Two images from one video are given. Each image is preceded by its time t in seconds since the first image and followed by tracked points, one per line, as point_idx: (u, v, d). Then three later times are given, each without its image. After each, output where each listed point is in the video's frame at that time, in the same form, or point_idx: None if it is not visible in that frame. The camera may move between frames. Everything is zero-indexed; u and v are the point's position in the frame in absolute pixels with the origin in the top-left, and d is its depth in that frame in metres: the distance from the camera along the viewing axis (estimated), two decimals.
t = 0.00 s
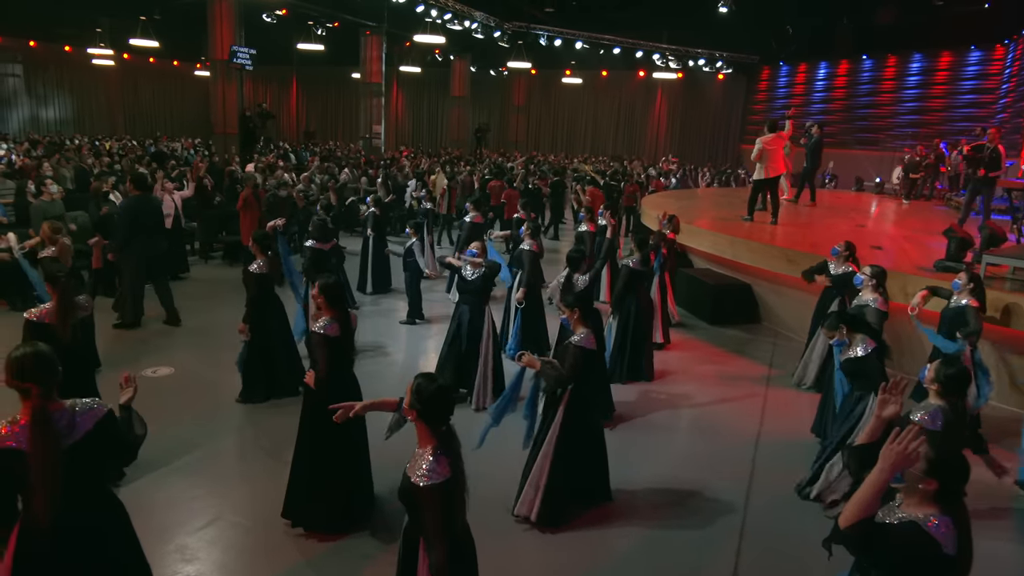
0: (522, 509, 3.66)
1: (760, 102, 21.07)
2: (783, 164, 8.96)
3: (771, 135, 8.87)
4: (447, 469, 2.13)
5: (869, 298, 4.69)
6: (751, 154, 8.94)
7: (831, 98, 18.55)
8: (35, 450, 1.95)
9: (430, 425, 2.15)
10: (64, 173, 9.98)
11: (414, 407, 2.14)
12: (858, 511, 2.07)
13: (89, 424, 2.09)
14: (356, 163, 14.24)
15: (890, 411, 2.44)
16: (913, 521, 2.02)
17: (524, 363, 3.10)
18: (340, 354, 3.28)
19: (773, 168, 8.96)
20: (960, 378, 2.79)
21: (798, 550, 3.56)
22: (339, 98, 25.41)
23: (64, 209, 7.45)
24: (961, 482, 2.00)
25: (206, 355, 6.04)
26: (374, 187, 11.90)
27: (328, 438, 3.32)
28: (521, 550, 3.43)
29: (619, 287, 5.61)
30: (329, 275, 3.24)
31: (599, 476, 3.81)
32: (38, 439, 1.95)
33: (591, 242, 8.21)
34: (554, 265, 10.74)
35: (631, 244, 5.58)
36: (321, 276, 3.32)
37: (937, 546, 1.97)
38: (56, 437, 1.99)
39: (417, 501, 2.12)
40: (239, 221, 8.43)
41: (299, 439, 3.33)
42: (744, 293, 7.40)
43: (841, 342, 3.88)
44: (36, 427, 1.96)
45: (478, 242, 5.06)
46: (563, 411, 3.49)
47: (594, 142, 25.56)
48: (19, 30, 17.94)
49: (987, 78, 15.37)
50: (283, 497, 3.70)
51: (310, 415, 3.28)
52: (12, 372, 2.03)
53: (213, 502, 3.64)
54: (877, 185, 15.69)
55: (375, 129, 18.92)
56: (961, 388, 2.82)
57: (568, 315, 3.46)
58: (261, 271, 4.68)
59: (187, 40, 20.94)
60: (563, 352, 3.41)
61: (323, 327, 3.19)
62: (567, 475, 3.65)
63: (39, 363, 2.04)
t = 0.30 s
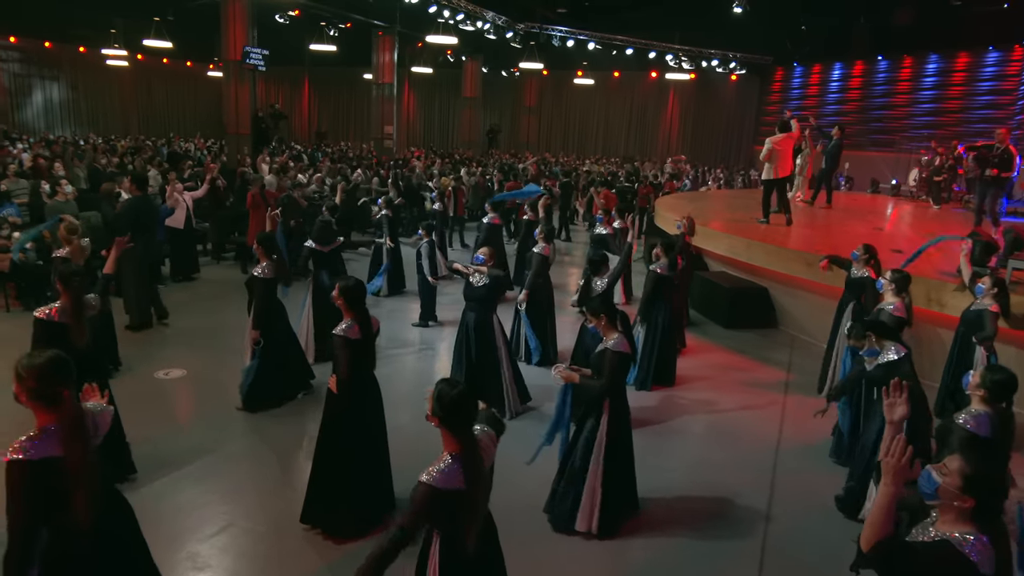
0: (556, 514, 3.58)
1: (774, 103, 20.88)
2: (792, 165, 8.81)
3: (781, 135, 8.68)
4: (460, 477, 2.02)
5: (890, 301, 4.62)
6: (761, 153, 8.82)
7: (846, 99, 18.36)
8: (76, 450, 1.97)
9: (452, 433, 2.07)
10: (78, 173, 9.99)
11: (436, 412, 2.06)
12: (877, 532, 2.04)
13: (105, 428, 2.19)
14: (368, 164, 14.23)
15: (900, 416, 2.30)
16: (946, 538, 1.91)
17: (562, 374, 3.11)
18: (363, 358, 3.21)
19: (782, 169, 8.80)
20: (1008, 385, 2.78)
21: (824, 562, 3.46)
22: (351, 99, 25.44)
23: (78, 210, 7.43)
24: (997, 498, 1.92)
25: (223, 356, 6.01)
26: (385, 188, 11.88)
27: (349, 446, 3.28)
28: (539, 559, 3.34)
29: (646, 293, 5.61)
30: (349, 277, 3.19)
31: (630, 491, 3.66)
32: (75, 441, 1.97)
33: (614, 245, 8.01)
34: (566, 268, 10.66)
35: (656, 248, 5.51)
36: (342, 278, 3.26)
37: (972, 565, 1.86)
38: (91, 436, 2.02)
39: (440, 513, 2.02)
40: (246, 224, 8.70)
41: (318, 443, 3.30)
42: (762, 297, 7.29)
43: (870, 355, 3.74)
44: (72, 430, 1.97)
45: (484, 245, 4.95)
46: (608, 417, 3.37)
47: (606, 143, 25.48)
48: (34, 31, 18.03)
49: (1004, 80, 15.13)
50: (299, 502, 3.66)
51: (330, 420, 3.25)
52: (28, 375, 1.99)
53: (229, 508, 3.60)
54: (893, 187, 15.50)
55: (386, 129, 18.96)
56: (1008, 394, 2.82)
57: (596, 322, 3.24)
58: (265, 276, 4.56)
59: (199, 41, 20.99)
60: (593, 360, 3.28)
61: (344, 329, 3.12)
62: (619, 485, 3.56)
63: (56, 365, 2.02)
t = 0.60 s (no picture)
0: (617, 535, 3.42)
1: (787, 103, 20.70)
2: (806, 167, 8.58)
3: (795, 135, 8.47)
4: (484, 484, 1.95)
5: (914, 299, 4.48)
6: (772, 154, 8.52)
7: (861, 100, 18.18)
8: (81, 460, 2.01)
9: (488, 436, 1.97)
10: (92, 174, 10.02)
11: (471, 416, 1.97)
12: (900, 545, 1.97)
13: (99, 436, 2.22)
14: (380, 165, 14.23)
15: (912, 415, 2.40)
16: (972, 551, 1.83)
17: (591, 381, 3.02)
18: (381, 362, 3.18)
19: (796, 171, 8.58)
20: None
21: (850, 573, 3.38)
22: (363, 99, 25.47)
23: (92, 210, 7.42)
24: None
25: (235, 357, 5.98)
26: (396, 188, 11.84)
27: (368, 453, 3.23)
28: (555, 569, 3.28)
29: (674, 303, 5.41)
30: (367, 281, 3.15)
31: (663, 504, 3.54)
32: (77, 451, 2.01)
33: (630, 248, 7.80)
34: (578, 269, 10.61)
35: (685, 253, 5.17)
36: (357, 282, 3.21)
37: None
38: (93, 441, 2.07)
39: (474, 516, 1.97)
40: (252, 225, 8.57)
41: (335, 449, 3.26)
42: (779, 300, 7.19)
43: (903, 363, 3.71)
44: (79, 439, 2.02)
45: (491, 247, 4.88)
46: (644, 427, 3.23)
47: (617, 144, 25.41)
48: (49, 32, 18.14)
49: None
50: (315, 506, 3.65)
51: (348, 426, 3.21)
52: (24, 388, 2.01)
53: (241, 516, 3.54)
54: (909, 189, 15.32)
55: (398, 130, 18.99)
56: None
57: (623, 329, 3.16)
58: (262, 281, 4.52)
59: (212, 42, 21.08)
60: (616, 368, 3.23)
61: (362, 333, 3.09)
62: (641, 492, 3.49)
63: (52, 376, 2.05)
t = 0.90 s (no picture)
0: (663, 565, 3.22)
1: (801, 105, 20.52)
2: (821, 169, 8.38)
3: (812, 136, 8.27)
4: (514, 497, 1.88)
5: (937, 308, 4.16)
6: (788, 155, 8.28)
7: (876, 101, 17.99)
8: (58, 482, 1.96)
9: (523, 446, 1.90)
10: (105, 174, 10.04)
11: (507, 423, 1.91)
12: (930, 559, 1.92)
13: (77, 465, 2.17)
14: (392, 166, 14.20)
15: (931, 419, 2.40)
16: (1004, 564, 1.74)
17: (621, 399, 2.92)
18: (398, 367, 3.13)
19: (812, 173, 8.36)
20: None
21: None
22: (374, 100, 25.47)
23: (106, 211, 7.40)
24: None
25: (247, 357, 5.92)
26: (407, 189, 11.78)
27: (383, 462, 3.16)
28: None
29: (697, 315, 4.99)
30: (382, 283, 3.10)
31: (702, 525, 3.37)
32: (54, 473, 1.96)
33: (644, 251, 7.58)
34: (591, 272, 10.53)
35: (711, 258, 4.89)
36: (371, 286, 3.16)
37: None
38: (72, 464, 2.02)
39: (508, 531, 1.91)
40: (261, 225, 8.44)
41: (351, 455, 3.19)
42: (796, 304, 7.07)
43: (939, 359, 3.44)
44: (58, 461, 1.96)
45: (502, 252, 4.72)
46: (682, 443, 3.11)
47: (629, 145, 25.29)
48: (64, 33, 18.25)
49: None
50: (330, 516, 3.59)
51: (364, 435, 3.13)
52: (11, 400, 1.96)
53: (253, 523, 3.49)
54: (926, 191, 15.10)
55: (409, 130, 18.98)
56: None
57: (654, 340, 3.03)
58: (261, 285, 4.42)
59: (225, 43, 21.14)
60: (643, 380, 3.14)
61: (377, 338, 3.03)
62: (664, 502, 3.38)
63: (34, 392, 2.01)
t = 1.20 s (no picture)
0: None
1: (815, 106, 20.34)
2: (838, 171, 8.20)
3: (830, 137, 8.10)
4: (540, 512, 1.84)
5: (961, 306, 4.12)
6: (806, 156, 8.17)
7: (891, 102, 17.80)
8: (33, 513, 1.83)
9: (552, 460, 1.82)
10: (121, 176, 10.07)
11: (538, 434, 1.82)
12: None
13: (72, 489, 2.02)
14: (405, 168, 14.18)
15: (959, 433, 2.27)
16: None
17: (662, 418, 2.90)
18: (410, 373, 3.07)
19: (828, 176, 8.18)
20: None
21: None
22: (386, 101, 25.47)
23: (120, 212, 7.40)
24: None
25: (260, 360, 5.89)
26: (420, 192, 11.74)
27: (395, 470, 3.09)
28: None
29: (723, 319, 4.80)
30: (397, 288, 3.00)
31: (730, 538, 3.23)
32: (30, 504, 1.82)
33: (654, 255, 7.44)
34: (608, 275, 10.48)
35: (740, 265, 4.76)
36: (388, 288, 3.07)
37: None
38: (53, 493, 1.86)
39: (533, 541, 1.88)
40: (268, 227, 8.52)
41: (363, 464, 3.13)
42: (815, 309, 6.97)
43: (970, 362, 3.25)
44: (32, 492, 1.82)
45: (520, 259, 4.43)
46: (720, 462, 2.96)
47: (642, 146, 25.18)
48: (79, 36, 18.39)
49: None
50: (342, 524, 3.51)
51: (376, 443, 3.07)
52: None
53: (266, 531, 3.44)
54: (944, 194, 14.90)
55: (421, 132, 18.97)
56: None
57: (690, 350, 2.94)
58: (270, 289, 4.35)
59: (238, 44, 21.21)
60: (674, 397, 3.04)
61: (392, 342, 2.98)
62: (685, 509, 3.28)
63: (18, 411, 1.88)
